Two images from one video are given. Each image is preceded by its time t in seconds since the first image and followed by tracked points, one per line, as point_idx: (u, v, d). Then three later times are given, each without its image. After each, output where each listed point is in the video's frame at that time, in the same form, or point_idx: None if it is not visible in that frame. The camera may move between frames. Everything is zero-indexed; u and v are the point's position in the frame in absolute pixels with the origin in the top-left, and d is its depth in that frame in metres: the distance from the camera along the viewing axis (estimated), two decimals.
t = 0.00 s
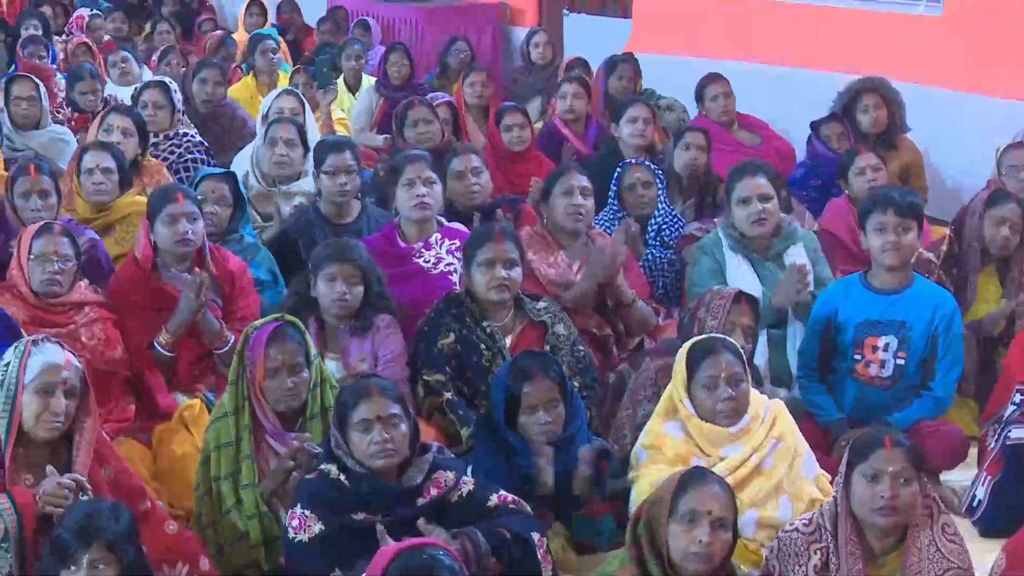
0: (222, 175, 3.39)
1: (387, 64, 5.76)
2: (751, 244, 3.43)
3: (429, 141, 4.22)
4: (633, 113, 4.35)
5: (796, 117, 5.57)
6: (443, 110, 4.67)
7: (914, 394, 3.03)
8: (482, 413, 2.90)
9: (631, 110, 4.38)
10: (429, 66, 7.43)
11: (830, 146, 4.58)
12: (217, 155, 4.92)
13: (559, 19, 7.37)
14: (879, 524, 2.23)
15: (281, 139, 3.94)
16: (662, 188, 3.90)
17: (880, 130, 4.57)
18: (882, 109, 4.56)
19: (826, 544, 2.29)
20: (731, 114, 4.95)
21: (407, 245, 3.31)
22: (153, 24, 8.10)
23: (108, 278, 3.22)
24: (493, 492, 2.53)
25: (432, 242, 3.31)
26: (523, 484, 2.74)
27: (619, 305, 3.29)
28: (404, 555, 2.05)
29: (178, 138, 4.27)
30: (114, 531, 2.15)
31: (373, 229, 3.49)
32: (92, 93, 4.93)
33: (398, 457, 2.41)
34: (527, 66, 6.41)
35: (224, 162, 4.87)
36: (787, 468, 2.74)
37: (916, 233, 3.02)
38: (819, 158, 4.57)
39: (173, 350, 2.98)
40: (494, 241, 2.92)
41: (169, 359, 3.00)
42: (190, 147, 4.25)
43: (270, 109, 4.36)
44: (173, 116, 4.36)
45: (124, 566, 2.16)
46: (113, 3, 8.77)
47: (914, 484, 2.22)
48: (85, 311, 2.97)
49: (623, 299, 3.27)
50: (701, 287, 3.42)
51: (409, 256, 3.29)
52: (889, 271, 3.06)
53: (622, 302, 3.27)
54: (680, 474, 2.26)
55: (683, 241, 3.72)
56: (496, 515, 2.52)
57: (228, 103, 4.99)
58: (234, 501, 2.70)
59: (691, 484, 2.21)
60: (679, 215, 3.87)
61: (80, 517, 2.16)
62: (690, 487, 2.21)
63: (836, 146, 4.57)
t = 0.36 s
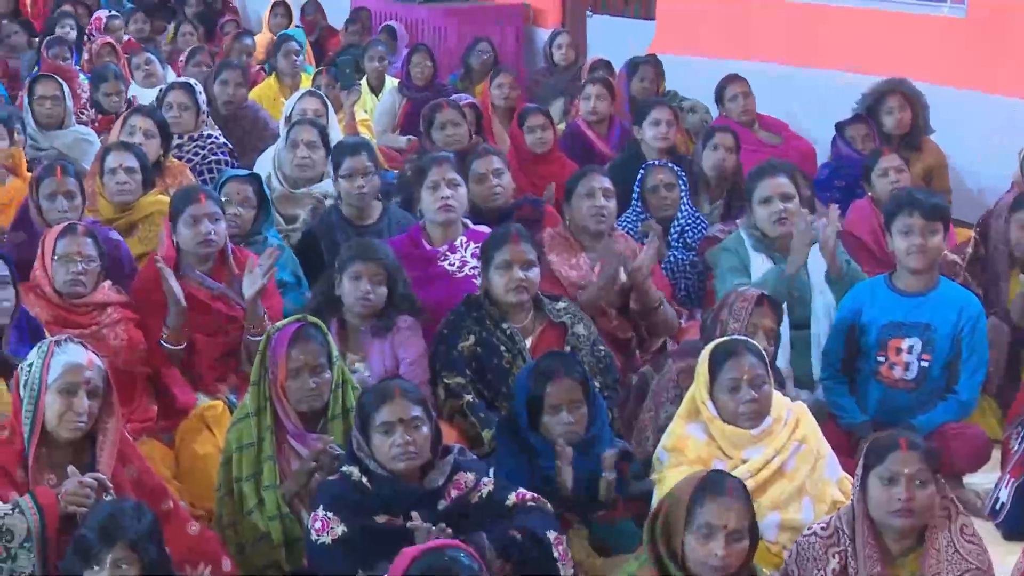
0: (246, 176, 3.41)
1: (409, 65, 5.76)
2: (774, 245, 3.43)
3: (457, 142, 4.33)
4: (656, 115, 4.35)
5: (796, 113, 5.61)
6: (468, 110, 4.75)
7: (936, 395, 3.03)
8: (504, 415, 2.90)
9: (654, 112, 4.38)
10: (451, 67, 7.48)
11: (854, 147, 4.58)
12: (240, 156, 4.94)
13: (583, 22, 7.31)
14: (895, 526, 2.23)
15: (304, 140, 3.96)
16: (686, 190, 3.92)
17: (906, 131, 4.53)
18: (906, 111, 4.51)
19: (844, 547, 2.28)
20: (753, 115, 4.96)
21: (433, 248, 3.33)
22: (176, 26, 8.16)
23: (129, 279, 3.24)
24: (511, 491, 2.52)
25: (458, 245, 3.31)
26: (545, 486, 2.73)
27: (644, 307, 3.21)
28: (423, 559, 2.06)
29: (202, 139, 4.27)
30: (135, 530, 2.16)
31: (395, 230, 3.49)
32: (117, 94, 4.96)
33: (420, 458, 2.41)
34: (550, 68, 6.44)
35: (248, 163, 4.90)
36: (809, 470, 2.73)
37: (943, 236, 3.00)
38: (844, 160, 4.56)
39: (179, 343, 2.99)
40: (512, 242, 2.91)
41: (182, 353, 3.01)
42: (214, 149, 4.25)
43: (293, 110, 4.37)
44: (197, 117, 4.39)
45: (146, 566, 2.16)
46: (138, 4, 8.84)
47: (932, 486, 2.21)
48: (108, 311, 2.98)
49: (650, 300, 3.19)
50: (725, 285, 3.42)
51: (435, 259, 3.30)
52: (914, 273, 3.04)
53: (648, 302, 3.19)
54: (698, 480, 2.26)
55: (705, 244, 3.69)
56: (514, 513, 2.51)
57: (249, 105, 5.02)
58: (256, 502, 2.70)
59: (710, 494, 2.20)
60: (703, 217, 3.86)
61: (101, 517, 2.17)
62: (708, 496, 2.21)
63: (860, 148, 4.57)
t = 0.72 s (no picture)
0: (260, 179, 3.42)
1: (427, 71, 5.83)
2: (791, 250, 3.43)
3: (472, 146, 4.37)
4: (670, 120, 4.36)
5: (801, 117, 5.75)
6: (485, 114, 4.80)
7: (955, 400, 3.04)
8: (521, 418, 2.90)
9: (668, 116, 4.40)
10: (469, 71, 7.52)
11: (873, 150, 4.60)
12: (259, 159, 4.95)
13: (600, 25, 7.34)
14: (907, 531, 2.22)
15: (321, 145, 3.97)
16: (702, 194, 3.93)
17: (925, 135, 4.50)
18: (925, 117, 4.49)
19: (858, 552, 2.28)
20: (772, 119, 4.98)
21: (450, 252, 3.34)
22: (194, 29, 8.21)
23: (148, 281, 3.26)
24: (531, 495, 2.51)
25: (474, 249, 3.32)
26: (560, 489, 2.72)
27: (656, 313, 3.31)
28: (439, 565, 2.06)
29: (222, 143, 4.33)
30: (154, 534, 2.16)
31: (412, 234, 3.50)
32: (134, 98, 5.02)
33: (439, 462, 2.40)
34: (566, 71, 6.47)
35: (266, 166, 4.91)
36: (827, 474, 2.72)
37: (962, 243, 3.01)
38: (863, 162, 4.59)
39: (209, 359, 2.99)
40: (530, 247, 2.92)
41: (207, 368, 3.02)
42: (233, 153, 4.31)
43: (310, 114, 4.37)
44: (218, 121, 4.39)
45: (165, 570, 2.16)
46: (157, 8, 8.90)
47: (942, 488, 2.22)
48: (125, 314, 2.99)
49: (661, 307, 3.30)
50: (739, 297, 3.44)
51: (451, 264, 3.31)
52: (933, 279, 3.05)
53: (659, 309, 3.29)
54: (712, 488, 2.25)
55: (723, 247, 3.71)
56: (535, 515, 2.49)
57: (266, 108, 5.04)
58: (272, 505, 2.69)
59: (727, 509, 2.20)
60: (720, 222, 3.85)
61: (121, 521, 2.17)
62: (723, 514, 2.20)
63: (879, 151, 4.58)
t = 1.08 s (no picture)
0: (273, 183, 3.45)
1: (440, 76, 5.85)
2: (805, 256, 3.43)
3: (479, 151, 4.37)
4: (684, 125, 4.38)
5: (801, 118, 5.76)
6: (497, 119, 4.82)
7: (967, 407, 3.04)
8: (534, 424, 2.89)
9: (682, 122, 4.41)
10: (482, 76, 7.53)
11: (887, 155, 4.56)
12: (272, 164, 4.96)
13: (612, 31, 7.35)
14: (915, 536, 2.22)
15: (333, 150, 4.00)
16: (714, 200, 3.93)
17: (938, 140, 4.52)
18: (937, 121, 4.52)
19: (868, 559, 2.27)
20: (789, 126, 4.98)
21: (458, 257, 3.34)
22: (205, 33, 8.23)
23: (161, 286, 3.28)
24: (544, 503, 2.49)
25: (485, 254, 3.32)
26: (572, 495, 2.71)
27: (671, 318, 3.32)
28: (451, 568, 2.06)
29: (236, 148, 4.33)
30: (167, 538, 2.16)
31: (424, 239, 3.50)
32: (147, 102, 5.02)
33: (452, 468, 2.39)
34: (576, 76, 6.48)
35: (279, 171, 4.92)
36: (838, 480, 2.71)
37: (974, 248, 3.01)
38: (876, 166, 4.57)
39: (221, 353, 3.00)
40: (547, 252, 2.93)
41: (218, 363, 3.02)
42: (247, 158, 4.32)
43: (322, 118, 4.39)
44: (231, 125, 4.41)
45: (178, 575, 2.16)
46: (170, 14, 8.93)
47: (949, 493, 2.21)
48: (137, 318, 2.99)
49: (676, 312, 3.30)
50: (754, 295, 3.44)
51: (460, 269, 3.31)
52: (945, 284, 3.05)
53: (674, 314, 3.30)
54: (722, 493, 2.25)
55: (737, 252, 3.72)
56: (549, 523, 2.48)
57: (276, 111, 5.03)
58: (283, 510, 2.68)
59: (724, 497, 2.22)
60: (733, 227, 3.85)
61: (133, 525, 2.17)
62: (724, 501, 2.22)
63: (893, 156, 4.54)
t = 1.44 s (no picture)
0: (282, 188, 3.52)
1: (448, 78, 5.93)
2: (813, 259, 3.43)
3: (484, 154, 4.37)
4: (691, 128, 4.38)
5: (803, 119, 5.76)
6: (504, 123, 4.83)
7: (976, 410, 3.04)
8: (542, 426, 2.89)
9: (689, 124, 4.42)
10: (489, 78, 7.55)
11: (896, 157, 4.58)
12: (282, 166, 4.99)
13: (621, 34, 7.35)
14: (920, 539, 2.20)
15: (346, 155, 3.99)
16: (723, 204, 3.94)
17: (946, 144, 4.52)
18: (946, 125, 4.51)
19: (873, 563, 2.27)
20: (791, 127, 4.97)
21: (463, 260, 3.34)
22: (213, 35, 8.26)
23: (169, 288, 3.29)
24: (552, 504, 2.49)
25: (490, 257, 3.33)
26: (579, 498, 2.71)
27: (678, 321, 3.34)
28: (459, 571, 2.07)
29: (243, 151, 4.33)
30: (174, 540, 2.15)
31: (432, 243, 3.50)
32: (156, 105, 5.03)
33: (460, 472, 2.37)
34: (583, 79, 6.49)
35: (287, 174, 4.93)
36: (847, 483, 2.69)
37: (987, 253, 3.01)
38: (885, 168, 4.58)
39: (227, 363, 3.00)
40: (556, 254, 2.93)
41: (225, 371, 3.03)
42: (254, 161, 4.31)
43: (331, 121, 4.39)
44: (238, 128, 4.43)
45: None
46: (178, 17, 8.96)
47: (954, 496, 2.19)
48: (146, 321, 3.00)
49: (682, 317, 3.33)
50: (759, 299, 3.43)
51: (465, 271, 3.31)
52: (958, 288, 3.04)
53: (680, 319, 3.33)
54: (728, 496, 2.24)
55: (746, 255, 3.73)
56: (556, 524, 2.48)
57: (286, 115, 5.07)
58: (292, 513, 2.68)
59: (723, 498, 2.22)
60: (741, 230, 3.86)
61: (139, 528, 2.16)
62: (722, 501, 2.22)
63: (901, 158, 4.56)
